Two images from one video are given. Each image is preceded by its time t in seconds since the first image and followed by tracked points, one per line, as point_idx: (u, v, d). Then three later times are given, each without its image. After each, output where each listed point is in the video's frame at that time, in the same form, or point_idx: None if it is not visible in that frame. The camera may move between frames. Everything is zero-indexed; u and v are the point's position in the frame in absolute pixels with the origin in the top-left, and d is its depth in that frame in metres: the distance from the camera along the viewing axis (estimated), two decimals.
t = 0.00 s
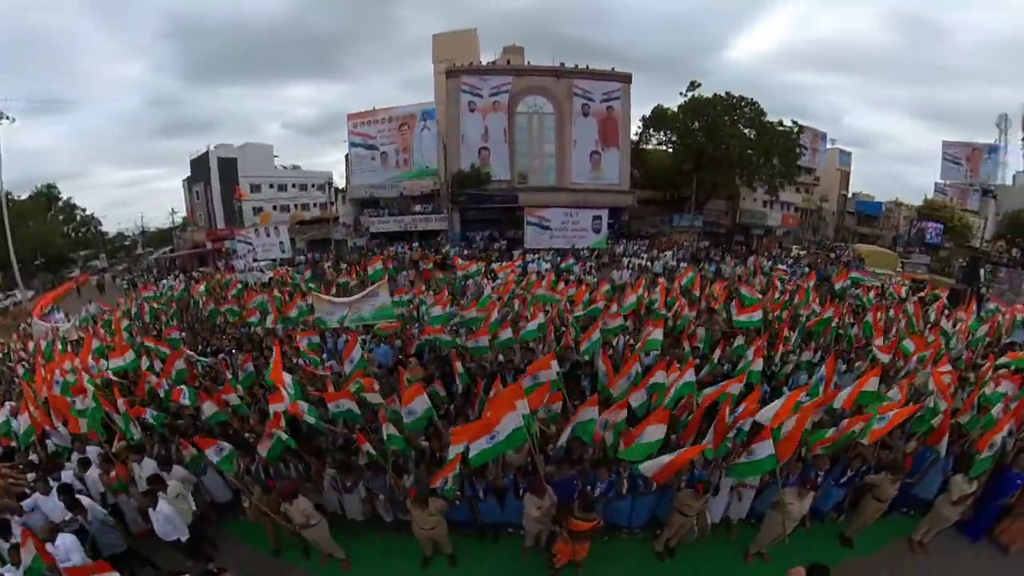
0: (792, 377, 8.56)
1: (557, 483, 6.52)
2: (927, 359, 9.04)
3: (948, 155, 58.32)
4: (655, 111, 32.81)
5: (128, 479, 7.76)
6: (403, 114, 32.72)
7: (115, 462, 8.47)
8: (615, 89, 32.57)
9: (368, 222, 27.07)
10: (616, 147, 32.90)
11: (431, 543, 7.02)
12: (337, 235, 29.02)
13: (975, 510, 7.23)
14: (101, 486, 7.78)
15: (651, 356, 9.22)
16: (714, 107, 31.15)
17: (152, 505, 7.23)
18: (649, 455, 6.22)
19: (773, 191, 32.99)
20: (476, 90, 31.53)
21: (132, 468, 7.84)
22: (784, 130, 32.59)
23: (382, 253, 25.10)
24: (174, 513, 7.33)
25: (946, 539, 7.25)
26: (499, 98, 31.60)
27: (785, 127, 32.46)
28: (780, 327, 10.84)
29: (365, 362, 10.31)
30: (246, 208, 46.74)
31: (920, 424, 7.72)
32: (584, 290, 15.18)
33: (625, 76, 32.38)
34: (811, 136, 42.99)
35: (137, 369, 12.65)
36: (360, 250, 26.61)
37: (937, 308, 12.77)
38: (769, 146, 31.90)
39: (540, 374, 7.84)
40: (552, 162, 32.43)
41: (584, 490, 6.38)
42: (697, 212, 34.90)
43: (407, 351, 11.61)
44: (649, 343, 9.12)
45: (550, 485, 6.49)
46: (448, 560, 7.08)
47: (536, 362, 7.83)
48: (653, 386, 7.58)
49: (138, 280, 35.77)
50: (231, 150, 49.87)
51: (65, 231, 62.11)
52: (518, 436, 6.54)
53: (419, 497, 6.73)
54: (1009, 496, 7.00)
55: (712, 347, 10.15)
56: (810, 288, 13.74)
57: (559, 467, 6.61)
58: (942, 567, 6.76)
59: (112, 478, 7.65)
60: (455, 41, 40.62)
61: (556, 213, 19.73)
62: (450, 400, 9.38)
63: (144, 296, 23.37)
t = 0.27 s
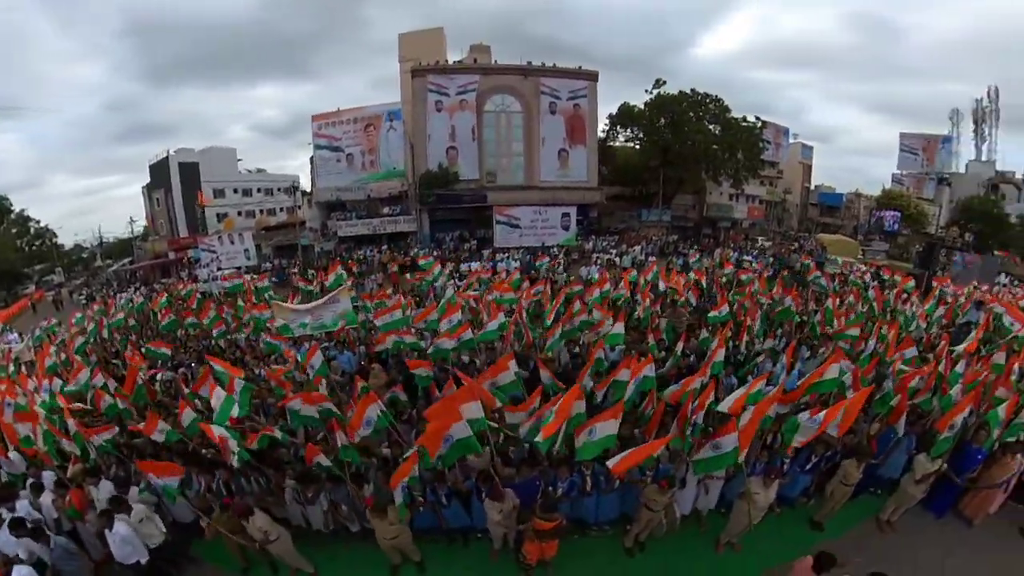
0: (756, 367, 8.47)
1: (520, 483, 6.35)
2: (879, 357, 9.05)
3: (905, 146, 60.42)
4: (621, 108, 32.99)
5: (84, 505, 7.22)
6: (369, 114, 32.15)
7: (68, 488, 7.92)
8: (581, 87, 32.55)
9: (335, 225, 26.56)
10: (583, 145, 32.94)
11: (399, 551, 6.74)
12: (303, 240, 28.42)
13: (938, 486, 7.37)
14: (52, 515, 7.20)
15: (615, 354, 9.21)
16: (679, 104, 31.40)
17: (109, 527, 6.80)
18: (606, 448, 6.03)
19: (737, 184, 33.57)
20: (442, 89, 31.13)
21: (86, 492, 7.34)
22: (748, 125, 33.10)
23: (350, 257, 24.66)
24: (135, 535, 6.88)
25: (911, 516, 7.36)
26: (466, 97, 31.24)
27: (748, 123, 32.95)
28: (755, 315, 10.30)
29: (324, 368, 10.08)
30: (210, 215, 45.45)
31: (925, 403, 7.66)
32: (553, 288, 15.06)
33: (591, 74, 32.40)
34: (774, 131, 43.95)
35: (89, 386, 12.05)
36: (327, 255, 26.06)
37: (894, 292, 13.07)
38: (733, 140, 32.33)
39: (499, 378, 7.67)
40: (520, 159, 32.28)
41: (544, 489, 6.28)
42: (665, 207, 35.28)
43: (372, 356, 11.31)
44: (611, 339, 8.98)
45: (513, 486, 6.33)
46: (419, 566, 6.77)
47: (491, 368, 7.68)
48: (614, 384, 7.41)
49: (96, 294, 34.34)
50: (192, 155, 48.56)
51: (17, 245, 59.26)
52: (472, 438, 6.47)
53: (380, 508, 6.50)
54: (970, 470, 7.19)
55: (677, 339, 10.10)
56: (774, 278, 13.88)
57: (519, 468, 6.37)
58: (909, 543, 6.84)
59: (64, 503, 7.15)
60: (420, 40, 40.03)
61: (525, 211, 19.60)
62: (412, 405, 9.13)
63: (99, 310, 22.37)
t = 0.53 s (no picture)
0: (727, 361, 8.40)
1: (483, 490, 6.09)
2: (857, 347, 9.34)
3: (874, 141, 61.93)
4: (597, 108, 32.97)
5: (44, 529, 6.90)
6: (342, 117, 31.65)
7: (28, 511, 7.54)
8: (557, 87, 32.25)
9: (309, 231, 26.12)
10: (559, 145, 32.54)
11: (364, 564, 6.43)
12: (277, 246, 27.94)
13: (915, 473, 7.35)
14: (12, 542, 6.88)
15: (584, 351, 9.10)
16: (653, 103, 31.52)
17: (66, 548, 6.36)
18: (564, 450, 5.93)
19: (712, 181, 33.83)
20: (417, 91, 30.55)
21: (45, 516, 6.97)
22: (721, 124, 33.37)
23: (325, 262, 24.29)
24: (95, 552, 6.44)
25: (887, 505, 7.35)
26: (440, 98, 30.74)
27: (722, 120, 33.15)
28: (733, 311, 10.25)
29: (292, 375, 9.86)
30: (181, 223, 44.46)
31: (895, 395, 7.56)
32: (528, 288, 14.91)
33: (566, 74, 32.12)
34: (748, 128, 44.52)
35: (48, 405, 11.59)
36: (302, 261, 25.59)
37: (864, 284, 13.18)
38: (707, 138, 32.54)
39: (465, 377, 7.40)
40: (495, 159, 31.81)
41: (504, 494, 6.01)
42: (642, 205, 35.42)
43: (341, 364, 11.01)
44: (576, 335, 8.90)
45: (475, 494, 6.09)
46: None
47: (458, 366, 7.41)
48: (579, 392, 6.91)
49: (64, 307, 33.38)
50: (163, 161, 47.46)
51: None
52: (428, 446, 6.30)
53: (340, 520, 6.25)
54: (945, 458, 7.14)
55: (649, 336, 9.90)
56: (746, 273, 13.90)
57: (483, 475, 6.18)
58: (886, 532, 6.76)
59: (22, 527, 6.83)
60: (394, 41, 39.49)
61: (501, 212, 19.44)
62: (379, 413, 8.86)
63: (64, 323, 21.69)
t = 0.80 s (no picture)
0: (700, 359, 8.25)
1: (445, 502, 5.97)
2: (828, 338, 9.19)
3: (848, 137, 63.12)
4: (574, 109, 32.98)
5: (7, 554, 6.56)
6: (317, 119, 30.58)
7: None
8: (533, 88, 32.14)
9: (285, 236, 25.66)
10: (536, 146, 32.46)
11: None
12: (253, 253, 27.40)
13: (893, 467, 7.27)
14: None
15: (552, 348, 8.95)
16: (629, 103, 31.49)
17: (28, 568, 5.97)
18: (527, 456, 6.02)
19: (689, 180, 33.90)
20: (392, 92, 30.13)
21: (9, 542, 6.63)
22: (698, 123, 33.43)
23: (302, 268, 23.88)
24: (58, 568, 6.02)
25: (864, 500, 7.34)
26: (417, 100, 30.39)
27: (698, 119, 33.20)
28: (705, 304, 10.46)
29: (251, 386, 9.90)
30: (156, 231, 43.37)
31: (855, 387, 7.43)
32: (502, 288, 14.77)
33: (543, 75, 32.00)
34: (724, 127, 44.94)
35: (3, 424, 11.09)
36: (278, 268, 25.08)
37: (838, 278, 13.26)
38: (683, 137, 32.55)
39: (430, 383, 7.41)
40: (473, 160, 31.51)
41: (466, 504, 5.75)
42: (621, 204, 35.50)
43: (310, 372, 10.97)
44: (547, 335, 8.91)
45: (440, 507, 5.94)
46: None
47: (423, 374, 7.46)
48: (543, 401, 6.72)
49: (32, 320, 32.35)
50: (136, 168, 46.24)
51: None
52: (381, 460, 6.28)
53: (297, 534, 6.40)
54: (921, 450, 7.12)
55: (623, 336, 9.60)
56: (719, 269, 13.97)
57: (445, 487, 6.14)
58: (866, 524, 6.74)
59: None
60: (369, 43, 39.09)
61: (479, 214, 19.26)
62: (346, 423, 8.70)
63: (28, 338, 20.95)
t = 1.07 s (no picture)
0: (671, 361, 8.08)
1: (404, 514, 5.72)
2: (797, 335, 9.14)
3: (822, 134, 64.27)
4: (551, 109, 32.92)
5: None
6: (290, 123, 29.42)
7: None
8: (510, 90, 32.01)
9: (261, 243, 25.20)
10: (514, 147, 32.36)
11: None
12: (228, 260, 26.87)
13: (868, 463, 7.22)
14: None
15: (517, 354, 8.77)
16: (606, 103, 31.38)
17: None
18: (486, 467, 5.92)
19: (667, 178, 33.99)
20: (368, 95, 29.73)
21: None
22: (675, 122, 33.38)
23: (278, 275, 23.47)
24: None
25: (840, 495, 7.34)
26: (393, 102, 30.02)
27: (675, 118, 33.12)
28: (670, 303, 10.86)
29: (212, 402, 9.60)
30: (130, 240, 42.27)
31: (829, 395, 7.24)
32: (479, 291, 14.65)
33: (520, 76, 31.90)
34: (702, 125, 45.35)
35: None
36: (254, 275, 24.61)
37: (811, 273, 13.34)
38: (661, 136, 32.53)
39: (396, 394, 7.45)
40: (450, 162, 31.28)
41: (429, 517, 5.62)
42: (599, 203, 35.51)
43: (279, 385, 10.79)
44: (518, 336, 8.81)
45: (398, 517, 5.68)
46: None
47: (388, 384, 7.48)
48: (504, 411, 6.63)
49: None
50: (108, 176, 45.03)
51: None
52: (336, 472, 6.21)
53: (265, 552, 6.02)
54: (895, 447, 7.08)
55: (600, 344, 9.21)
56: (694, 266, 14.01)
57: (403, 498, 5.88)
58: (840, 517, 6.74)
59: None
60: (344, 46, 38.65)
61: (456, 217, 19.09)
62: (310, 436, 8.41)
63: None
